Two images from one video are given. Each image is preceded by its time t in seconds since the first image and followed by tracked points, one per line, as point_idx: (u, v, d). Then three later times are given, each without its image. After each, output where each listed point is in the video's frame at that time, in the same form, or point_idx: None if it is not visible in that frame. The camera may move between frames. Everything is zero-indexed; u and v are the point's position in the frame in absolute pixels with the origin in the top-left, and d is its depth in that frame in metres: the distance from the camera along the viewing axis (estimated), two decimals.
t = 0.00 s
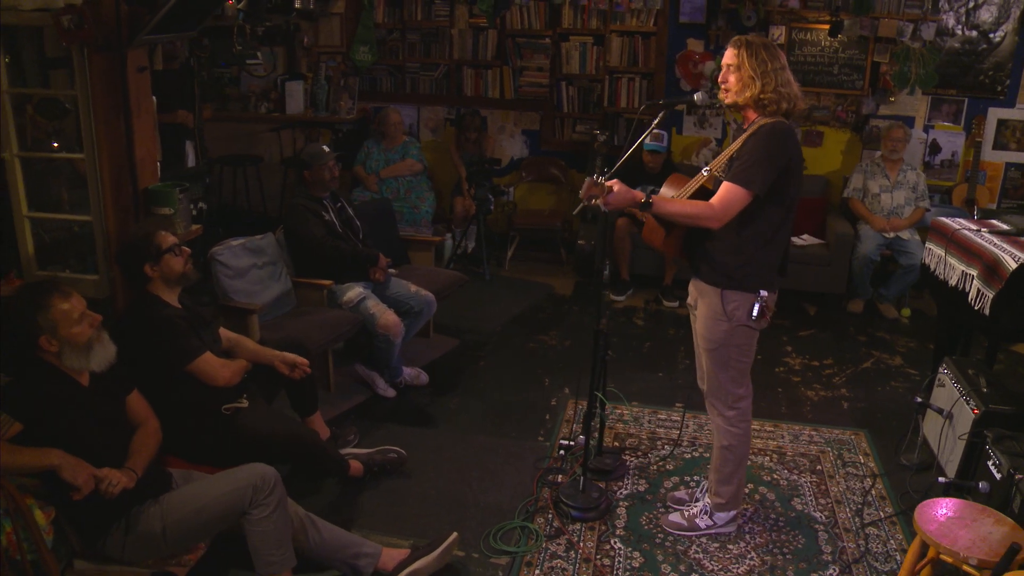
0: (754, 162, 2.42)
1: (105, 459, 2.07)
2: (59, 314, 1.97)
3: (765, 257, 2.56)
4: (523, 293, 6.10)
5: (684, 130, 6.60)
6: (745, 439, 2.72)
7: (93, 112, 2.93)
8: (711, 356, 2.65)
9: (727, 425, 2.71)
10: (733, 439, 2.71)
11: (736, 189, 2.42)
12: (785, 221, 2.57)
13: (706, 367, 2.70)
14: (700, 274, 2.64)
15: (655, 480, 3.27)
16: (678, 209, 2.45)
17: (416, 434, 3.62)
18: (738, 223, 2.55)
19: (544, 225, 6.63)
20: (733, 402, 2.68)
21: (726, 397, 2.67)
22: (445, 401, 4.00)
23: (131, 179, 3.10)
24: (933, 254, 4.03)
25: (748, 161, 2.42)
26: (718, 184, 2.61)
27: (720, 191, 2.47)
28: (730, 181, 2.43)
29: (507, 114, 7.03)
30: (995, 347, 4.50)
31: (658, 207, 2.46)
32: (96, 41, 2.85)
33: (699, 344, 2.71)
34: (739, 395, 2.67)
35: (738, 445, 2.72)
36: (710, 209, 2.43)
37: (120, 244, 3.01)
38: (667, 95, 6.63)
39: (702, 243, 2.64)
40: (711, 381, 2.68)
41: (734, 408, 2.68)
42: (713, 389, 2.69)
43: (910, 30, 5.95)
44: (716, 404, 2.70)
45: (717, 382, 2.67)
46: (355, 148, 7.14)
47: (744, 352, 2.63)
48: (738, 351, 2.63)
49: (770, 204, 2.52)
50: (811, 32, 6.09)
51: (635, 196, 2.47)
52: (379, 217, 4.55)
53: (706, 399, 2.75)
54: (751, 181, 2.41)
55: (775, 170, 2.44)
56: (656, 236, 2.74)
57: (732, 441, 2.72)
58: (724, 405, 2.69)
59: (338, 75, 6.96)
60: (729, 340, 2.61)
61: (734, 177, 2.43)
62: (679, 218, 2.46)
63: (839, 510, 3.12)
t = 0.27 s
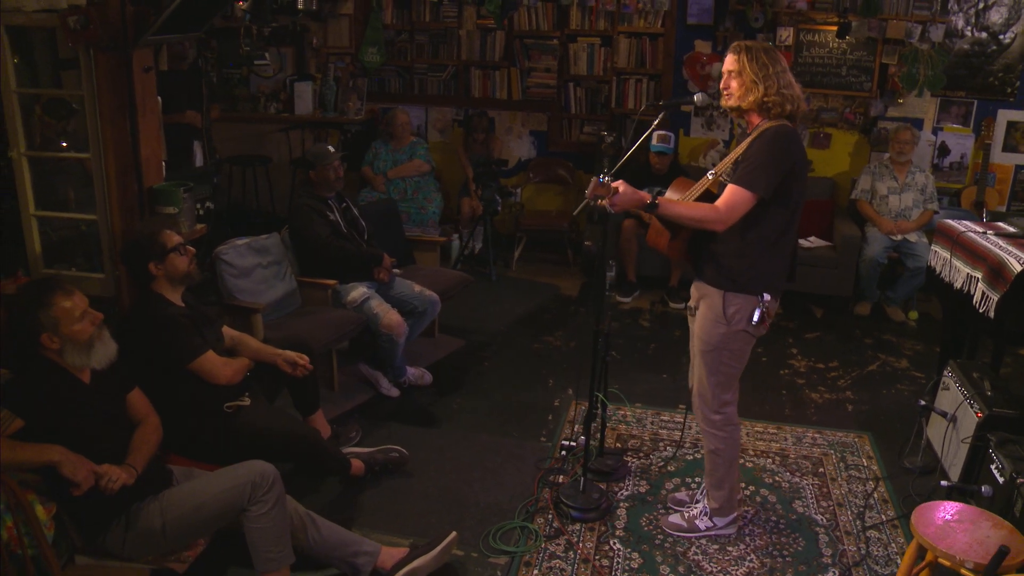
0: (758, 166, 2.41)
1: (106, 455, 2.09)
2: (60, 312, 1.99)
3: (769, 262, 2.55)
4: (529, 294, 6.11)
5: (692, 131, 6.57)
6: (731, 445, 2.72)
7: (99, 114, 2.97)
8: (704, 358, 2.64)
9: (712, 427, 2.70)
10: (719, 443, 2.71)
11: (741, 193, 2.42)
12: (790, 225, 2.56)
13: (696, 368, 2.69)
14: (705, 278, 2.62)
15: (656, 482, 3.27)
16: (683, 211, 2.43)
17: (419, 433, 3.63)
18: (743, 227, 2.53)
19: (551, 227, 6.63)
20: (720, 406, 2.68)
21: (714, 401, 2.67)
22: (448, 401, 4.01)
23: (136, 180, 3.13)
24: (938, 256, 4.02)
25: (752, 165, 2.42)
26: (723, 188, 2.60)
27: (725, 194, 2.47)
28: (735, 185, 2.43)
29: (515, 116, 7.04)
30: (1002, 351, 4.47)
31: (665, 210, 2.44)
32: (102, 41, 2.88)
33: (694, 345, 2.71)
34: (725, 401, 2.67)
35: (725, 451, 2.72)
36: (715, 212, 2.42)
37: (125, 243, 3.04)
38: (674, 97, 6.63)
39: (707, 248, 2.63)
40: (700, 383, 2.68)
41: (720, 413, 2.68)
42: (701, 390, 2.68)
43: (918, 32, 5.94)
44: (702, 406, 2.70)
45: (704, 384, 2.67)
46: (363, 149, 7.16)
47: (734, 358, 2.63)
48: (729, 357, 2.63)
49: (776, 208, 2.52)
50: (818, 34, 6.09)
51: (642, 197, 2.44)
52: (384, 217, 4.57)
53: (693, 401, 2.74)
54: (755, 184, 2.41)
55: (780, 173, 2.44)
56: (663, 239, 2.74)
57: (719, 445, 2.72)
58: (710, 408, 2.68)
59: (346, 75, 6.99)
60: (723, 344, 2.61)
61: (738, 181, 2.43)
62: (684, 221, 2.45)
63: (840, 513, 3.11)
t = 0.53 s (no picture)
0: (759, 168, 2.41)
1: (108, 452, 2.11)
2: (63, 310, 2.01)
3: (775, 267, 2.55)
4: (536, 296, 6.11)
5: (700, 133, 6.56)
6: (737, 447, 2.70)
7: (106, 113, 3.00)
8: (712, 361, 2.63)
9: (717, 431, 2.69)
10: (725, 446, 2.70)
11: (743, 195, 2.41)
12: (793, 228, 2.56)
13: (703, 372, 2.69)
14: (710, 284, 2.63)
15: (659, 484, 3.27)
16: (686, 218, 2.45)
17: (422, 434, 3.64)
18: (745, 231, 2.54)
19: (558, 229, 6.63)
20: (727, 409, 2.67)
21: (721, 403, 2.66)
22: (453, 402, 4.02)
23: (143, 181, 3.17)
24: (944, 260, 4.00)
25: (753, 167, 2.42)
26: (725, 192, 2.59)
27: (727, 197, 2.46)
28: (736, 187, 2.42)
29: (524, 118, 7.04)
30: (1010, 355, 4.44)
31: (667, 218, 2.48)
32: (108, 42, 2.92)
33: (701, 349, 2.70)
34: (732, 403, 2.66)
35: (731, 453, 2.71)
36: (718, 216, 2.42)
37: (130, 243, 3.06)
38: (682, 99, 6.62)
39: (711, 254, 2.62)
40: (707, 386, 2.67)
41: (726, 415, 2.67)
42: (707, 393, 2.67)
43: (927, 34, 5.91)
44: (710, 409, 2.68)
45: (711, 387, 2.66)
46: (372, 150, 7.19)
47: (742, 360, 2.62)
48: (737, 359, 2.62)
49: (778, 210, 2.51)
50: (827, 37, 6.07)
51: (644, 206, 2.50)
52: (389, 219, 4.58)
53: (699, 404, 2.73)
54: (757, 187, 2.41)
55: (781, 175, 2.43)
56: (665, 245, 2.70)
57: (724, 448, 2.71)
58: (717, 411, 2.68)
59: (356, 77, 7.02)
60: (731, 346, 2.60)
61: (740, 183, 2.43)
62: (687, 228, 2.46)
63: (843, 517, 3.11)
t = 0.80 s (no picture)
0: (756, 167, 2.42)
1: (109, 447, 2.14)
2: (64, 306, 2.04)
3: (775, 267, 2.55)
4: (541, 296, 6.12)
5: (707, 134, 6.56)
6: (748, 443, 2.70)
7: (112, 111, 3.05)
8: (720, 361, 2.63)
9: (731, 429, 2.69)
10: (737, 444, 2.69)
11: (741, 195, 2.42)
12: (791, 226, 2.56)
13: (713, 372, 2.68)
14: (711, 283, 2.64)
15: (659, 484, 3.27)
16: (685, 219, 2.47)
17: (424, 432, 3.66)
18: (745, 231, 2.54)
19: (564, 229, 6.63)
20: (740, 406, 2.66)
21: (733, 402, 2.65)
22: (456, 401, 4.04)
23: (147, 179, 3.17)
24: (949, 261, 3.98)
25: (750, 166, 2.42)
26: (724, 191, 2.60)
27: (725, 197, 2.48)
28: (734, 187, 2.44)
29: (531, 118, 7.05)
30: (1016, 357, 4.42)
31: (665, 220, 2.49)
32: (113, 42, 2.96)
33: (709, 350, 2.70)
34: (745, 400, 2.65)
35: (742, 450, 2.70)
36: (715, 217, 2.44)
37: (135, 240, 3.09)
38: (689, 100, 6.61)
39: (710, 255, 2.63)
40: (718, 386, 2.66)
41: (740, 413, 2.66)
42: (720, 392, 2.67)
43: (936, 35, 5.88)
44: (723, 409, 2.68)
45: (724, 387, 2.66)
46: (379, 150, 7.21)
47: (751, 356, 2.61)
48: (746, 357, 2.61)
49: (778, 209, 2.52)
50: (835, 37, 6.05)
51: (642, 210, 2.49)
52: (395, 218, 4.60)
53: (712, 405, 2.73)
54: (754, 186, 2.42)
55: (778, 173, 2.44)
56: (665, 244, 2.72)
57: (736, 446, 2.70)
58: (730, 409, 2.67)
59: (364, 77, 7.04)
60: (738, 345, 2.60)
61: (737, 183, 2.44)
62: (685, 229, 2.48)
63: (843, 518, 3.10)
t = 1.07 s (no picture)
0: (755, 179, 2.42)
1: (108, 443, 2.17)
2: (64, 303, 2.06)
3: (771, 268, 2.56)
4: (545, 295, 6.13)
5: (712, 134, 6.55)
6: (721, 449, 2.71)
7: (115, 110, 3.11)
8: (694, 358, 2.64)
9: (700, 429, 2.70)
10: (709, 445, 2.70)
11: (738, 207, 2.43)
12: (788, 226, 2.56)
13: (685, 368, 2.70)
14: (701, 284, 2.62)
15: (658, 483, 3.28)
16: (683, 229, 2.46)
17: (425, 430, 3.68)
18: (743, 237, 2.54)
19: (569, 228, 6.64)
20: (708, 408, 2.67)
21: (702, 402, 2.67)
22: (457, 399, 4.05)
23: (150, 178, 3.21)
24: (953, 262, 3.97)
25: (749, 179, 2.43)
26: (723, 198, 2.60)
27: (723, 207, 2.48)
28: (732, 199, 2.44)
29: (536, 118, 7.06)
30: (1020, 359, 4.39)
31: (665, 229, 2.47)
32: (116, 42, 3.01)
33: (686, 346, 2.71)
34: (713, 403, 2.67)
35: (718, 454, 2.72)
36: (712, 227, 2.44)
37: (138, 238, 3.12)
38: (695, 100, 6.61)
39: (707, 256, 2.63)
40: (688, 383, 2.68)
41: (708, 415, 2.68)
42: (688, 390, 2.68)
43: (942, 35, 5.86)
44: (691, 407, 2.69)
45: (693, 385, 2.67)
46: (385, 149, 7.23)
47: (725, 360, 2.62)
48: (719, 359, 2.62)
49: (775, 220, 2.53)
50: (840, 37, 6.04)
51: (641, 216, 2.48)
52: (399, 217, 4.62)
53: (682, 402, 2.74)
54: (752, 199, 2.42)
55: (778, 186, 2.45)
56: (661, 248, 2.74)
57: (707, 447, 2.71)
58: (699, 409, 2.68)
59: (370, 77, 7.06)
60: (714, 346, 2.61)
61: (735, 195, 2.44)
62: (683, 238, 2.48)
63: (842, 518, 3.10)
